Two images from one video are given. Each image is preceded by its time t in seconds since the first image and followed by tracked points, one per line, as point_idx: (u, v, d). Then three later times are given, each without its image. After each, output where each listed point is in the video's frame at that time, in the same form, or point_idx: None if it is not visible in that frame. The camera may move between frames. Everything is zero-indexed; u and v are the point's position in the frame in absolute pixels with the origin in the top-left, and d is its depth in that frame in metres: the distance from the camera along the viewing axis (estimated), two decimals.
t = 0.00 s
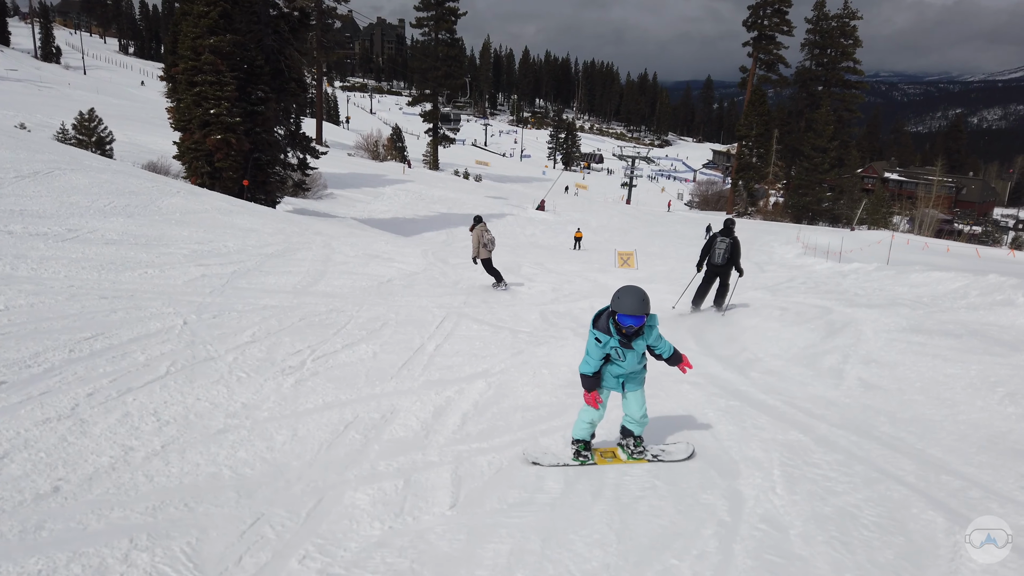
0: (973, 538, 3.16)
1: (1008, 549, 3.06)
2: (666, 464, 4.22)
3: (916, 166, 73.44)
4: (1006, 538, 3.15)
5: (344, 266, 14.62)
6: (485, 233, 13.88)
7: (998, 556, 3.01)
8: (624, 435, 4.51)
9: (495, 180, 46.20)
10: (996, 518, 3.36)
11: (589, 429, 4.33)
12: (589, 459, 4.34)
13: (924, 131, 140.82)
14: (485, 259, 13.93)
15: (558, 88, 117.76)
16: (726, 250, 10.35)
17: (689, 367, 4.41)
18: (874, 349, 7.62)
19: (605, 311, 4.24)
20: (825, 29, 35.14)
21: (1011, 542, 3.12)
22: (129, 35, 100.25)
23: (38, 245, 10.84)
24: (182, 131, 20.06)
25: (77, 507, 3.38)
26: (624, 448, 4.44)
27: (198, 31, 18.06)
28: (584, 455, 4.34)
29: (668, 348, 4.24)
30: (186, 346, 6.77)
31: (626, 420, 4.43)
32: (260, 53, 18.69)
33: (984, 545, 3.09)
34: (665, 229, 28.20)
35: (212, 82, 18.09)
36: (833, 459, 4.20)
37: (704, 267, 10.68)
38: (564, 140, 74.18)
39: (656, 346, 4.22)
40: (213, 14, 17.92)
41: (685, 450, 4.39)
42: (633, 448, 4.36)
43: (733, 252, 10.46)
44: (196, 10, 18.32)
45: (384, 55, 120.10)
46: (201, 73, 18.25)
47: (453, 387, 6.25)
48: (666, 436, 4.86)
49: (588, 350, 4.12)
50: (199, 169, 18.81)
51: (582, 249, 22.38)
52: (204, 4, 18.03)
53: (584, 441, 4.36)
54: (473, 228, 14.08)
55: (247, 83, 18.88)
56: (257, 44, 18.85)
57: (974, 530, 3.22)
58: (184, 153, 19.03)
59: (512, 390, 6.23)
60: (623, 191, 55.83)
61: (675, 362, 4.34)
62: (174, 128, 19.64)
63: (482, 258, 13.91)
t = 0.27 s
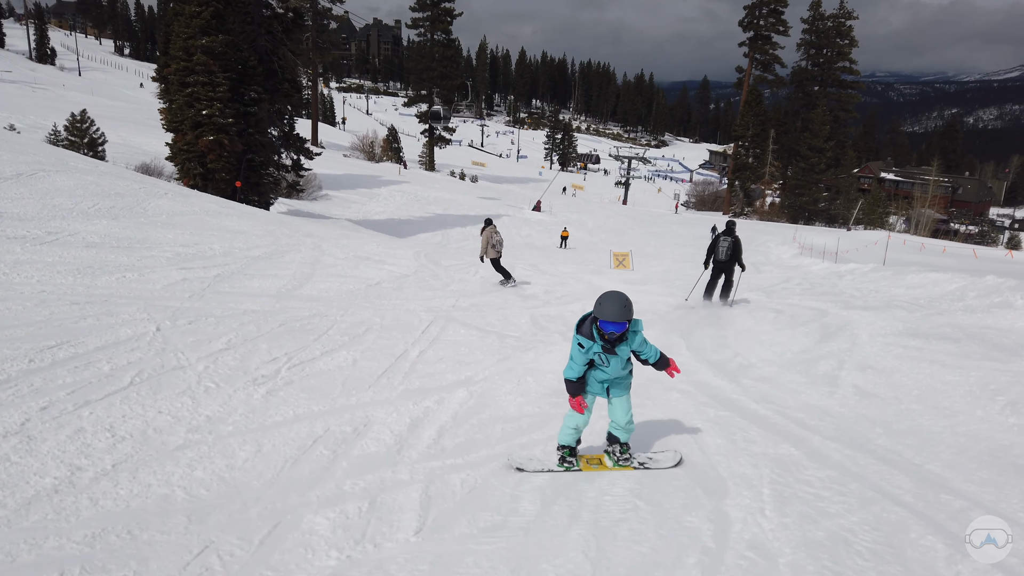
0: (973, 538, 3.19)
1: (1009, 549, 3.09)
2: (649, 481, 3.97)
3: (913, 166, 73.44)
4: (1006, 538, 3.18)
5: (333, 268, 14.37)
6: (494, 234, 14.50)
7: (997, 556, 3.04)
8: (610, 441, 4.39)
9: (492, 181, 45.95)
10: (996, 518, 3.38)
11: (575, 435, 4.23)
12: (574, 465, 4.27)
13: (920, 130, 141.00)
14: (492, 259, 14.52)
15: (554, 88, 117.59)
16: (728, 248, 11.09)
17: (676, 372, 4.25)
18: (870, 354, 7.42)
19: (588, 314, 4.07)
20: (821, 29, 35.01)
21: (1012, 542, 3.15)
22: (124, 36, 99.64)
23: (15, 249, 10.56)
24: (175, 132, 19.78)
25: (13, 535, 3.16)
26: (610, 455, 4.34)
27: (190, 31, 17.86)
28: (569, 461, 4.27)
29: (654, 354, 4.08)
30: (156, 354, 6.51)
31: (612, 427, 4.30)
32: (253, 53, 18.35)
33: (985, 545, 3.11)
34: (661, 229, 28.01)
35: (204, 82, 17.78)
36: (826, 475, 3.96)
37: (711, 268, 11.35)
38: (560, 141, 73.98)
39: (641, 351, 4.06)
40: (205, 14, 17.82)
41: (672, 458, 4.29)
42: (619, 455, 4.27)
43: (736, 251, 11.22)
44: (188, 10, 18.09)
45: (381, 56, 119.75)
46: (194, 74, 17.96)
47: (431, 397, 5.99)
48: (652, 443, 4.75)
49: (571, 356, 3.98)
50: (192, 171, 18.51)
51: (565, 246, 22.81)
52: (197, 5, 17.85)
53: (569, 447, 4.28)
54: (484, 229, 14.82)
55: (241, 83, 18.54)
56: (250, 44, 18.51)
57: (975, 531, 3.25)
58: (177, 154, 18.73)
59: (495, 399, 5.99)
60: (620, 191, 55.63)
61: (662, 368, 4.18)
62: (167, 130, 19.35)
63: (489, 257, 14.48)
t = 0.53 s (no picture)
0: (973, 538, 3.17)
1: (1008, 549, 3.06)
2: (635, 497, 3.69)
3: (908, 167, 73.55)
4: (1006, 538, 3.15)
5: (321, 269, 14.09)
6: (495, 233, 15.02)
7: (998, 556, 3.02)
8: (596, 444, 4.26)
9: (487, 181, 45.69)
10: (996, 518, 3.35)
11: (558, 436, 4.10)
12: (558, 469, 4.14)
13: (915, 131, 141.45)
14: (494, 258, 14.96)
15: (551, 89, 117.47)
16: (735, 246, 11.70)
17: (661, 376, 4.06)
18: (868, 357, 7.20)
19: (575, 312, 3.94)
20: (817, 29, 34.89)
21: (1012, 542, 3.12)
22: (119, 37, 99.06)
23: None
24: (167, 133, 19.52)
25: None
26: (595, 459, 4.20)
27: (181, 30, 17.59)
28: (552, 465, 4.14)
29: (640, 355, 3.90)
30: (124, 360, 6.21)
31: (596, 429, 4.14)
32: (245, 53, 18.00)
33: (985, 545, 3.09)
34: (656, 230, 27.81)
35: (195, 82, 17.48)
36: (823, 490, 3.71)
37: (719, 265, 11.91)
38: (556, 142, 73.79)
39: (626, 352, 3.89)
40: (197, 13, 17.46)
41: (658, 462, 4.16)
42: (603, 459, 4.13)
43: (742, 248, 11.82)
44: (180, 10, 17.80)
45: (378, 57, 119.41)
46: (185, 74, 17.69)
47: (412, 404, 5.71)
48: (639, 447, 4.62)
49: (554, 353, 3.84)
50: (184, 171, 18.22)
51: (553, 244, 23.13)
52: (188, 3, 17.53)
53: (553, 450, 4.15)
54: (486, 231, 15.40)
55: (233, 83, 18.25)
56: (242, 43, 18.14)
57: (974, 530, 3.23)
58: (169, 154, 18.44)
59: (477, 407, 5.71)
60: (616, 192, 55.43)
61: (648, 371, 3.99)
62: (160, 130, 19.10)
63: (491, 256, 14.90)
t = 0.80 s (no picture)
0: (973, 538, 3.10)
1: (1008, 549, 2.99)
2: (625, 513, 3.42)
3: (905, 167, 73.53)
4: (1006, 538, 3.09)
5: (311, 268, 13.81)
6: (492, 231, 15.00)
7: (998, 556, 2.94)
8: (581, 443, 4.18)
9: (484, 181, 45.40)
10: (996, 518, 3.29)
11: (542, 435, 4.02)
12: (542, 469, 4.07)
13: (911, 131, 141.71)
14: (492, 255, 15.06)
15: (548, 89, 117.28)
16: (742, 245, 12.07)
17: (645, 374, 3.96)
18: (869, 359, 6.97)
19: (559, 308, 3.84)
20: (814, 29, 34.73)
21: (1012, 542, 3.06)
22: (114, 36, 98.46)
23: None
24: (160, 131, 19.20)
25: None
26: (580, 458, 4.12)
27: (174, 28, 17.28)
28: (536, 466, 4.06)
29: (625, 351, 3.82)
30: (93, 364, 5.90)
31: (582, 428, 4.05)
32: (239, 51, 17.69)
33: (984, 545, 3.03)
34: (653, 230, 27.59)
35: (188, 81, 17.20)
36: (828, 504, 3.45)
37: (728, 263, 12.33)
38: (553, 142, 73.57)
39: (612, 348, 3.80)
40: (188, 11, 17.13)
41: (643, 463, 4.10)
42: (589, 459, 4.06)
43: (748, 248, 12.22)
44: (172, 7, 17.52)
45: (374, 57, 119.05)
46: (178, 72, 17.45)
47: (392, 410, 5.42)
48: (625, 446, 4.55)
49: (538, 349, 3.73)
50: (176, 170, 17.90)
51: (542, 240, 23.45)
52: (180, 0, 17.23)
53: (537, 450, 4.08)
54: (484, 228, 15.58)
55: (227, 82, 17.96)
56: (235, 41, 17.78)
57: (974, 531, 3.16)
58: (162, 154, 18.14)
59: (462, 414, 5.42)
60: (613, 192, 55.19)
61: (633, 368, 3.90)
62: (153, 129, 18.79)
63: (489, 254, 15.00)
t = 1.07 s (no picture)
0: (973, 538, 3.00)
1: (1009, 549, 2.89)
2: (616, 525, 3.17)
3: (902, 164, 73.40)
4: (1006, 538, 2.99)
5: (302, 264, 13.54)
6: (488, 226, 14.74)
7: (997, 557, 2.84)
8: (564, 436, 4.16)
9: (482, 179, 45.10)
10: (995, 518, 3.19)
11: (525, 429, 3.99)
12: (525, 463, 4.05)
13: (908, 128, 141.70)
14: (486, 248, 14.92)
15: (545, 86, 116.86)
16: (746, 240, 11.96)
17: (627, 365, 3.92)
18: (872, 357, 6.71)
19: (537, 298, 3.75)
20: (811, 25, 34.48)
21: (1012, 542, 2.96)
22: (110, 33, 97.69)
23: None
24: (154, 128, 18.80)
25: None
26: (563, 451, 4.11)
27: (167, 23, 16.89)
28: (519, 459, 4.05)
29: (606, 342, 3.77)
30: (61, 363, 5.60)
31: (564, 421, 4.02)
32: (232, 46, 17.35)
33: (984, 545, 2.93)
34: (650, 227, 27.35)
35: (181, 76, 16.85)
36: (834, 515, 3.21)
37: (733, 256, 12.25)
38: (551, 139, 73.23)
39: (593, 338, 3.74)
40: (182, 6, 16.84)
41: (625, 454, 4.11)
42: (571, 452, 4.04)
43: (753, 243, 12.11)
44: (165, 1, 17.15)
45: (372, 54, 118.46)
46: (172, 68, 17.10)
47: (373, 412, 5.14)
48: (608, 439, 4.57)
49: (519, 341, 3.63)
50: (170, 167, 17.54)
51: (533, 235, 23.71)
52: None
53: (519, 444, 4.05)
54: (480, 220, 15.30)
55: (220, 77, 17.57)
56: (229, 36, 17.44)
57: (974, 530, 3.06)
58: (155, 150, 17.75)
59: (448, 416, 5.14)
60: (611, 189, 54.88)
61: (614, 358, 3.86)
62: (146, 126, 18.42)
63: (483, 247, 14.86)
